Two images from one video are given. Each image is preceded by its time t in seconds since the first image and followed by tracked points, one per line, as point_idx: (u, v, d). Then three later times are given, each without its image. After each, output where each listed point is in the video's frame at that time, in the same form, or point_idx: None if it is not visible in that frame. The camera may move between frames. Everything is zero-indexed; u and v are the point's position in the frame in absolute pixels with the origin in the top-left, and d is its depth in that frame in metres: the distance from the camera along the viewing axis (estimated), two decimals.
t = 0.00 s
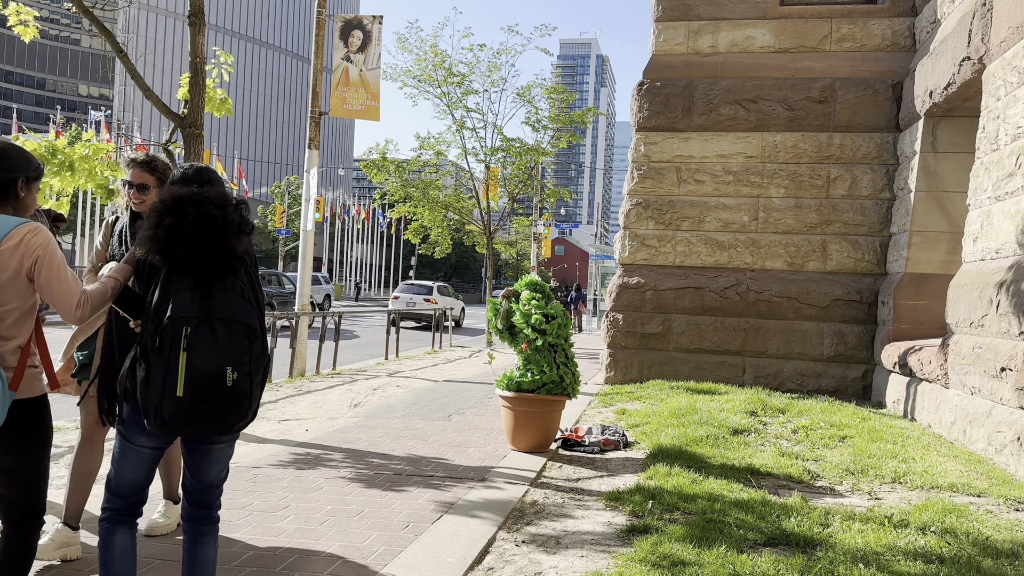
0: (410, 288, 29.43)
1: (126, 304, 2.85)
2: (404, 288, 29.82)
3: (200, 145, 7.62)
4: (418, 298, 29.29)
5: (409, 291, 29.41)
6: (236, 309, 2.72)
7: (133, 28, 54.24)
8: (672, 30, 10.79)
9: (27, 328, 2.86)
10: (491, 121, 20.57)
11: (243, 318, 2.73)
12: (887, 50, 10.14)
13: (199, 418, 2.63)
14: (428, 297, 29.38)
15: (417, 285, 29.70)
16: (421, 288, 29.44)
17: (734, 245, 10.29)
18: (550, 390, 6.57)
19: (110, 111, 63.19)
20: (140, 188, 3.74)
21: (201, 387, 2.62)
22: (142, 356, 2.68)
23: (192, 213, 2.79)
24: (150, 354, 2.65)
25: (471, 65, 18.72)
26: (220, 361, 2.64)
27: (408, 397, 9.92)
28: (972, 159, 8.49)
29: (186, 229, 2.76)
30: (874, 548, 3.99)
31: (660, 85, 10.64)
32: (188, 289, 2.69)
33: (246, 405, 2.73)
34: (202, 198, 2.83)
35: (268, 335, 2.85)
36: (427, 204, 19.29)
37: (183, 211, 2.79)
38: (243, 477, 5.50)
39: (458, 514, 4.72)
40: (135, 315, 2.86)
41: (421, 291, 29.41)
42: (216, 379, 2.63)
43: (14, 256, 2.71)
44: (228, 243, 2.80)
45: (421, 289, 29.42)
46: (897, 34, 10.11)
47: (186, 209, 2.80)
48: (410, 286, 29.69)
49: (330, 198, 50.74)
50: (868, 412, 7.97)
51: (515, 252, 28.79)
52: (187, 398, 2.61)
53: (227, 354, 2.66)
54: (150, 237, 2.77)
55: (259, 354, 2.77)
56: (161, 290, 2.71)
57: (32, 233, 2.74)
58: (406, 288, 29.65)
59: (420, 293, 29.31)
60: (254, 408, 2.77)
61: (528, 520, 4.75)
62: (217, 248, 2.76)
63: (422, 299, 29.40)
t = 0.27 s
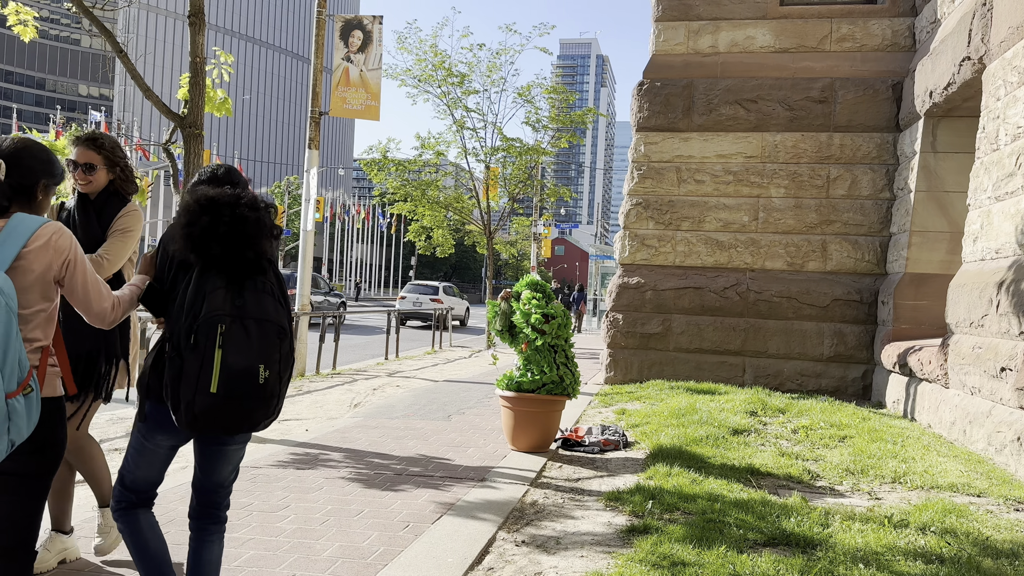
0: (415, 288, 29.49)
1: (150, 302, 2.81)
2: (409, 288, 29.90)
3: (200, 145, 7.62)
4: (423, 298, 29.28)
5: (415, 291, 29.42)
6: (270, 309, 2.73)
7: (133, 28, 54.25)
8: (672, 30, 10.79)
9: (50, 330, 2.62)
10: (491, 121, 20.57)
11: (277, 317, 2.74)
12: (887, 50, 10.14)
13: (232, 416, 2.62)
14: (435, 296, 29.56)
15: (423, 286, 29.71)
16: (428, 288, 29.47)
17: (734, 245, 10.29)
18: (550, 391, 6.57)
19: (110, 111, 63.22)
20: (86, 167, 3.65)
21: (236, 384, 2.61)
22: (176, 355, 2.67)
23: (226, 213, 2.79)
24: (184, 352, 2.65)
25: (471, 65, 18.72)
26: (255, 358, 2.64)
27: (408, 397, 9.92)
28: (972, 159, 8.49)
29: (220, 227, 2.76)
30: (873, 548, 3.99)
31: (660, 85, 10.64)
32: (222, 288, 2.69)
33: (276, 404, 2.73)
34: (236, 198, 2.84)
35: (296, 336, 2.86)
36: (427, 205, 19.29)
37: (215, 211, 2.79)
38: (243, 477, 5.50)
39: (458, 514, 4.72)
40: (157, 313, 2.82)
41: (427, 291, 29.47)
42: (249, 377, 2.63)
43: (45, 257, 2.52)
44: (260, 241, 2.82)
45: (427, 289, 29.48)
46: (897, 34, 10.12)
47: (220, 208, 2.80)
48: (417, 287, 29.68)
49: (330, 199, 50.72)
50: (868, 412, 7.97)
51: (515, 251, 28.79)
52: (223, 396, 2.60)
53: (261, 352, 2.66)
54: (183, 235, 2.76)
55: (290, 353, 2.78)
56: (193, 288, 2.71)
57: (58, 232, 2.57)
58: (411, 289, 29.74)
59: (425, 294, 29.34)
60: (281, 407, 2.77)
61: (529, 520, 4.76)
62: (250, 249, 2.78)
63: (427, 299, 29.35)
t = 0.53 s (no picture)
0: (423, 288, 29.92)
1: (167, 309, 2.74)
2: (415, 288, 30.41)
3: (200, 145, 7.62)
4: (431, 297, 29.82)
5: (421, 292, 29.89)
6: (300, 311, 2.74)
7: (133, 28, 54.27)
8: (672, 30, 10.80)
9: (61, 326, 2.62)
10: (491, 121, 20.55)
11: (306, 319, 2.75)
12: (887, 50, 10.14)
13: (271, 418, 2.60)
14: (440, 296, 29.93)
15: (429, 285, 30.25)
16: (433, 288, 29.91)
17: (734, 245, 10.29)
18: (550, 390, 6.57)
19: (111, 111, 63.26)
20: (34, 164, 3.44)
21: (275, 386, 2.59)
22: (208, 359, 2.60)
23: (250, 218, 2.79)
24: (219, 356, 2.58)
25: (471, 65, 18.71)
26: (292, 360, 2.63)
27: (408, 397, 9.91)
28: (972, 159, 8.49)
29: (246, 234, 2.75)
30: (873, 547, 3.99)
31: (660, 85, 10.64)
32: (254, 291, 2.66)
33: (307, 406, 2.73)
34: (256, 204, 2.84)
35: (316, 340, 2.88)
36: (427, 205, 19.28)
37: (239, 215, 2.78)
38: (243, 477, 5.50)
39: (458, 514, 4.72)
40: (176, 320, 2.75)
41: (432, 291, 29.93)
42: (288, 379, 2.61)
43: (65, 250, 2.52)
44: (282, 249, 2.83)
45: (434, 289, 29.97)
46: (897, 34, 10.11)
47: (244, 213, 2.79)
48: (423, 286, 30.36)
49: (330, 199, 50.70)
50: (868, 412, 7.97)
51: (516, 251, 28.78)
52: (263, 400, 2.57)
53: (297, 354, 2.66)
54: (207, 240, 2.72)
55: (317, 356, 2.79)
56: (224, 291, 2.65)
57: (74, 225, 2.57)
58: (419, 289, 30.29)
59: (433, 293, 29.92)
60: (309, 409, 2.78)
61: (529, 520, 4.76)
62: (275, 254, 2.79)
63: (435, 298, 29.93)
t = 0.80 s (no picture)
0: (429, 288, 30.20)
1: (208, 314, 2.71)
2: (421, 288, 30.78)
3: (200, 146, 7.62)
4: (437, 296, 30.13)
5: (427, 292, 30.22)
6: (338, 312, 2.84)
7: (134, 28, 54.27)
8: (672, 30, 10.80)
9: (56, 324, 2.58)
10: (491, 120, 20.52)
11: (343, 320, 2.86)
12: (887, 50, 10.14)
13: (329, 416, 2.69)
14: (446, 296, 30.25)
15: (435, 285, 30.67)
16: (438, 288, 30.21)
17: (734, 245, 10.29)
18: (550, 391, 6.57)
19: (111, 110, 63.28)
20: None
21: (334, 384, 2.67)
22: (274, 364, 2.61)
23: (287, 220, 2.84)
24: (286, 359, 2.61)
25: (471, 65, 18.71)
26: (343, 359, 2.73)
27: (408, 397, 9.91)
28: (972, 159, 8.48)
29: (284, 237, 2.79)
30: (873, 548, 3.98)
31: (660, 85, 10.64)
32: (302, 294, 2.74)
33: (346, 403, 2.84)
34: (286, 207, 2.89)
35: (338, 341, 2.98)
36: (427, 205, 19.27)
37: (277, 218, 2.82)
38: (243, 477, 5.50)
39: (458, 514, 4.72)
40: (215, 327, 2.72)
41: (438, 291, 30.26)
42: (343, 377, 2.71)
43: (59, 248, 2.48)
44: (313, 250, 2.90)
45: (440, 289, 30.31)
46: (897, 34, 10.11)
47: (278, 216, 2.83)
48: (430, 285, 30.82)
49: (330, 199, 50.70)
50: (868, 412, 7.97)
51: (515, 252, 28.76)
52: (332, 395, 2.66)
53: (345, 353, 2.76)
54: (252, 244, 2.72)
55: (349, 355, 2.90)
56: (276, 296, 2.68)
57: (67, 222, 2.52)
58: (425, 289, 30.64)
59: (439, 293, 30.23)
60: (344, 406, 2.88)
61: (529, 520, 4.76)
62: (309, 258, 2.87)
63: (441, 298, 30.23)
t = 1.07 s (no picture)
0: (433, 288, 30.34)
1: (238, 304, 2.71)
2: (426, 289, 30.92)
3: (200, 146, 7.62)
4: (442, 295, 30.33)
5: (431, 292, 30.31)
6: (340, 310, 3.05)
7: (134, 28, 54.25)
8: (672, 30, 10.79)
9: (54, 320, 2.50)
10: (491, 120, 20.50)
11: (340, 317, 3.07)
12: (887, 50, 10.14)
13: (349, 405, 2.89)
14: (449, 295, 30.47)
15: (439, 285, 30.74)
16: (443, 288, 30.30)
17: (734, 245, 10.29)
18: (550, 390, 6.57)
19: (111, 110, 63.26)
20: None
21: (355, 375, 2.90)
22: (315, 353, 2.74)
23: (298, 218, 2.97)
24: (326, 349, 2.76)
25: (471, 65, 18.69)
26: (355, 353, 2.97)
27: (408, 397, 9.91)
28: (972, 159, 8.48)
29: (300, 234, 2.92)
30: (874, 548, 3.98)
31: (660, 85, 10.63)
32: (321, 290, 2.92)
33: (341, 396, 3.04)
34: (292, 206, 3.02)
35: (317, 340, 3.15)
36: (427, 205, 19.26)
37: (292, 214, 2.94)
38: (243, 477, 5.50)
39: (458, 514, 4.72)
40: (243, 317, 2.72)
41: (443, 291, 30.42)
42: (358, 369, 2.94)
43: (51, 242, 2.40)
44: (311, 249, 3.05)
45: (444, 289, 30.42)
46: (897, 34, 10.11)
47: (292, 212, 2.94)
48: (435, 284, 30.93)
49: (330, 199, 50.70)
50: (868, 412, 7.97)
51: (515, 252, 28.75)
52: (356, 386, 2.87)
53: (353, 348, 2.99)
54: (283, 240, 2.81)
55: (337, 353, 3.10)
56: (306, 289, 2.82)
57: (59, 214, 2.43)
58: (428, 289, 30.71)
59: (443, 293, 30.41)
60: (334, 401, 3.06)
61: (529, 520, 4.76)
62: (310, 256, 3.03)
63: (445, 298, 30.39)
